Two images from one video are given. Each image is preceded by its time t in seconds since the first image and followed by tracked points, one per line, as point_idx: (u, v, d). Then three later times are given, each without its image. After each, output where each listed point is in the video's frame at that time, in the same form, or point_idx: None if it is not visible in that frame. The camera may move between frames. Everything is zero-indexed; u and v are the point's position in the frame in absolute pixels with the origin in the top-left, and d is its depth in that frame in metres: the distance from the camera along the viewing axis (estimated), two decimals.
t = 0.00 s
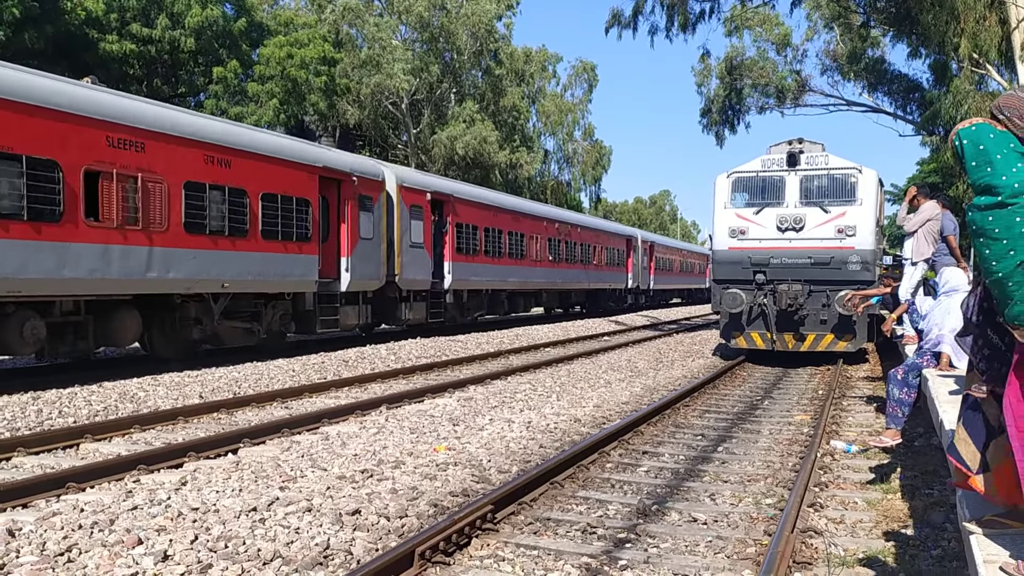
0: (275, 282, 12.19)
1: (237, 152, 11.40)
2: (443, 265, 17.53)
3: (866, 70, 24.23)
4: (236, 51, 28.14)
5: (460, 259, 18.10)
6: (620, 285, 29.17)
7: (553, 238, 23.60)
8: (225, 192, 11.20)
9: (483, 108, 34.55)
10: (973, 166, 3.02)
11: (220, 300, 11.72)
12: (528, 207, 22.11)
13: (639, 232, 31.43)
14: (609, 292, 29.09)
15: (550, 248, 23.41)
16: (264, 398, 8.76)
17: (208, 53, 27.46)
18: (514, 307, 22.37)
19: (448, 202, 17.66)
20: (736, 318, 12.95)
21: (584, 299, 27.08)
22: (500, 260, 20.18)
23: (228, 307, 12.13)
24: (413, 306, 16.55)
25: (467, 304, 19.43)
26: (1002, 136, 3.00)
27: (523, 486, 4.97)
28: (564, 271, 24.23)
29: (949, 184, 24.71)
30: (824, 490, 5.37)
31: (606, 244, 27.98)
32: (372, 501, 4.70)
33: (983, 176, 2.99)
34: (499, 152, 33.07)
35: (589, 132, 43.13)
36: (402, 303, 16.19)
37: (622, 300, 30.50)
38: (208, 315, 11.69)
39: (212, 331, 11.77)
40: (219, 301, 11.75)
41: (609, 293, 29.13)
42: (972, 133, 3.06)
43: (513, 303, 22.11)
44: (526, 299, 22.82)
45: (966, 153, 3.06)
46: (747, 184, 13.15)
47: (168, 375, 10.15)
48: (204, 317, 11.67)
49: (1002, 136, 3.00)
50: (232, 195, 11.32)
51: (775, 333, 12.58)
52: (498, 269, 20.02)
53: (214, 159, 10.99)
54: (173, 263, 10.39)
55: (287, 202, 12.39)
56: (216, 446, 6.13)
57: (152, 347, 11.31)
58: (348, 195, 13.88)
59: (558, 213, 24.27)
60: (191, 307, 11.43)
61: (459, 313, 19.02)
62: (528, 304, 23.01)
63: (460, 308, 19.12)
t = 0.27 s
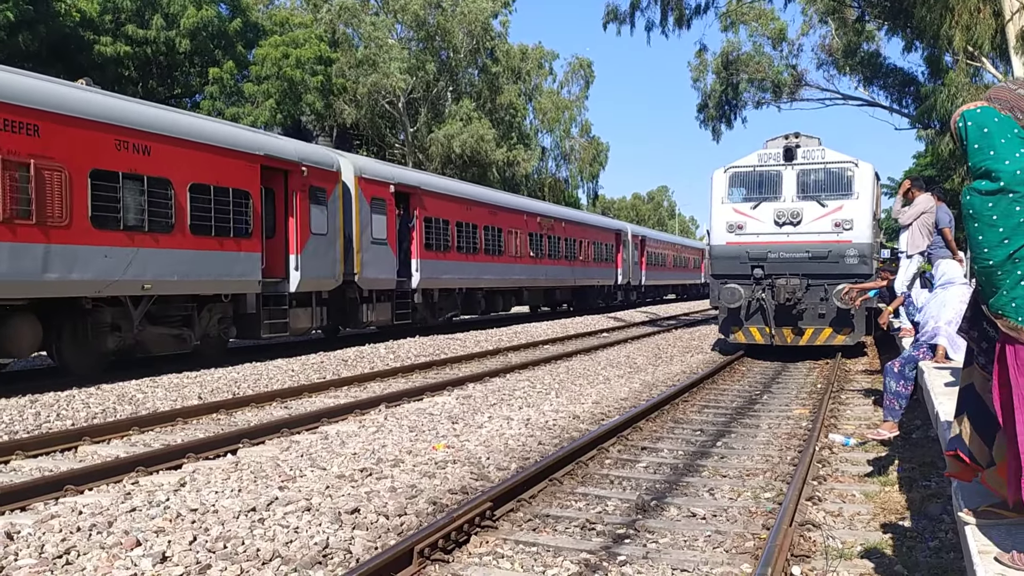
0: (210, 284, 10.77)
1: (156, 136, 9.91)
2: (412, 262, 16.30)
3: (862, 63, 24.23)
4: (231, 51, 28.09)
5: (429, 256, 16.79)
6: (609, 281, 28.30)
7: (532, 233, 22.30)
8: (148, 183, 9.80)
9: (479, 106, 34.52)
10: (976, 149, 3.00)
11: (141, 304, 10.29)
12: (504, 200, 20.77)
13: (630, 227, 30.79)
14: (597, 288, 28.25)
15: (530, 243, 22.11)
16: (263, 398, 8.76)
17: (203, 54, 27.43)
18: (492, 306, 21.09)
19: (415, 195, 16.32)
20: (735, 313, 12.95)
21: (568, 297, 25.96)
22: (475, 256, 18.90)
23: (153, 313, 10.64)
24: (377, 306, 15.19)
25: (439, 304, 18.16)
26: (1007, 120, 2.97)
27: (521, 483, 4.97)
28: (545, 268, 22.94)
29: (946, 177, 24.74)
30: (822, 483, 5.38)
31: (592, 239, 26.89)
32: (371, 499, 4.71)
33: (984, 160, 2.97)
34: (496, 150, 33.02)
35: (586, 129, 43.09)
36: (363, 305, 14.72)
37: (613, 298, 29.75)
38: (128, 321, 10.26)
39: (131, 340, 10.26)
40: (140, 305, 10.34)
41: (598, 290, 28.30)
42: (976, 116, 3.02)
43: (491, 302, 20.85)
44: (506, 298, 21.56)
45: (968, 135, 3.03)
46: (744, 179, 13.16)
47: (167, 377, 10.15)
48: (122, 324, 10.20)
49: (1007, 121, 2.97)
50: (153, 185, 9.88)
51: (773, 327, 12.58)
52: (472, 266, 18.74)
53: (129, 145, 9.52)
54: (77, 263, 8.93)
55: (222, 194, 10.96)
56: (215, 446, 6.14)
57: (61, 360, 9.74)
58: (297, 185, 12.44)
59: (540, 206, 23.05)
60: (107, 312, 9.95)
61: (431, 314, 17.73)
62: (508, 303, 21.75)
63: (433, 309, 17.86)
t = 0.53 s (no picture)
0: (110, 286, 9.64)
1: (40, 117, 8.68)
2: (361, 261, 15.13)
3: (844, 62, 24.40)
4: (214, 50, 27.93)
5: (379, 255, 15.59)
6: (581, 280, 27.36)
7: (496, 229, 21.09)
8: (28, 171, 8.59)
9: (464, 105, 34.46)
10: (965, 139, 3.04)
11: (22, 310, 9.09)
12: (465, 195, 19.55)
13: (604, 224, 30.03)
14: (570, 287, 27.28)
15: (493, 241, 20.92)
16: (248, 399, 8.72)
17: (185, 53, 27.25)
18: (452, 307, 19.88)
19: (363, 188, 15.11)
20: (719, 311, 13.01)
21: (536, 297, 24.81)
22: (432, 255, 17.71)
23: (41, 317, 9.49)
24: (321, 310, 14.05)
25: (394, 305, 17.00)
26: (998, 115, 3.01)
27: (506, 482, 4.98)
28: (509, 267, 21.74)
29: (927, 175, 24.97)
30: (805, 480, 5.42)
31: (562, 236, 25.78)
32: (356, 499, 4.71)
33: (974, 151, 3.01)
34: (481, 149, 33.00)
35: (571, 128, 43.16)
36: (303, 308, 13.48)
37: (588, 297, 28.90)
38: (6, 329, 9.10)
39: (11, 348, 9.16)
40: (22, 311, 9.11)
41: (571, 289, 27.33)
42: (970, 107, 3.05)
43: (452, 303, 19.66)
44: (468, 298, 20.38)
45: (959, 125, 3.06)
46: (728, 177, 13.22)
47: (151, 379, 10.09)
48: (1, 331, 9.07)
49: (997, 115, 3.01)
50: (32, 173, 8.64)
51: (758, 325, 12.64)
52: (428, 264, 17.55)
53: (5, 127, 8.31)
54: None
55: (125, 183, 9.78)
56: (199, 447, 6.11)
57: None
58: (218, 175, 11.30)
59: (504, 202, 21.86)
60: None
61: (383, 317, 16.58)
62: (471, 303, 20.56)
63: (385, 311, 16.68)
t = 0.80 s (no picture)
0: None
1: None
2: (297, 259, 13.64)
3: (819, 61, 24.63)
4: (190, 49, 27.67)
5: (316, 252, 14.01)
6: (553, 279, 25.86)
7: (457, 226, 19.50)
8: None
9: (443, 104, 34.36)
10: (958, 133, 2.98)
11: None
12: (421, 189, 17.96)
13: (575, 220, 28.57)
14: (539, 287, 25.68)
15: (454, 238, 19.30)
16: (226, 400, 8.65)
17: (160, 52, 26.97)
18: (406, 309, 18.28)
19: (296, 180, 13.59)
20: (698, 309, 13.09)
21: (502, 299, 23.21)
22: (381, 253, 16.12)
23: None
24: (246, 316, 12.51)
25: (335, 309, 15.39)
26: (990, 114, 2.97)
27: (486, 481, 4.98)
28: (471, 267, 20.14)
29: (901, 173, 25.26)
30: (783, 476, 5.47)
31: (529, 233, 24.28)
32: (336, 500, 4.70)
33: (966, 145, 2.96)
34: (460, 148, 32.97)
35: (550, 127, 43.23)
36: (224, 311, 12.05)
37: (558, 298, 27.51)
38: None
39: None
40: None
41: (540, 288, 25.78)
42: (965, 102, 3.00)
43: (406, 306, 18.06)
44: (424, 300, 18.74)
45: (954, 120, 3.00)
46: (706, 176, 13.30)
47: (127, 381, 9.98)
48: None
49: (990, 114, 2.97)
50: None
51: (736, 323, 12.73)
52: (376, 264, 15.94)
53: None
54: None
55: None
56: (176, 449, 6.06)
57: None
58: (115, 162, 9.94)
59: (465, 196, 20.29)
60: None
61: (325, 321, 15.00)
62: (428, 306, 18.93)
63: (326, 314, 15.08)
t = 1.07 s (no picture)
0: None
1: None
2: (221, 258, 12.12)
3: (802, 61, 24.79)
4: (171, 48, 27.48)
5: (242, 250, 12.36)
6: (525, 280, 24.34)
7: (419, 222, 17.87)
8: None
9: (427, 104, 34.28)
10: (973, 123, 2.93)
11: None
12: (375, 180, 16.27)
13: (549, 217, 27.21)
14: (508, 287, 24.19)
15: (414, 235, 17.65)
16: (209, 401, 8.60)
17: (141, 51, 26.75)
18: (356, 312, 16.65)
19: (221, 169, 12.02)
20: (682, 308, 13.14)
21: (467, 300, 21.63)
22: (325, 251, 14.47)
23: None
24: (155, 322, 10.86)
25: (269, 313, 13.73)
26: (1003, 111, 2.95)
27: (470, 481, 4.99)
28: (433, 266, 18.52)
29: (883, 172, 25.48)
30: (765, 473, 5.51)
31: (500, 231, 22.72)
32: (320, 501, 4.69)
33: (979, 136, 2.91)
34: (444, 147, 32.94)
35: (534, 126, 43.27)
36: (130, 318, 10.63)
37: (529, 299, 26.16)
38: None
39: None
40: None
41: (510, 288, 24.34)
42: (983, 94, 2.96)
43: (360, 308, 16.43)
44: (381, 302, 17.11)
45: (972, 110, 2.95)
46: (689, 175, 13.36)
47: (109, 382, 9.90)
48: None
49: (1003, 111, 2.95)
50: None
51: (719, 321, 12.79)
52: (318, 263, 14.31)
53: None
54: None
55: None
56: (158, 452, 6.02)
57: None
58: None
59: (428, 191, 18.72)
60: None
61: (257, 326, 13.42)
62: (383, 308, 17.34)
63: (258, 319, 13.47)
